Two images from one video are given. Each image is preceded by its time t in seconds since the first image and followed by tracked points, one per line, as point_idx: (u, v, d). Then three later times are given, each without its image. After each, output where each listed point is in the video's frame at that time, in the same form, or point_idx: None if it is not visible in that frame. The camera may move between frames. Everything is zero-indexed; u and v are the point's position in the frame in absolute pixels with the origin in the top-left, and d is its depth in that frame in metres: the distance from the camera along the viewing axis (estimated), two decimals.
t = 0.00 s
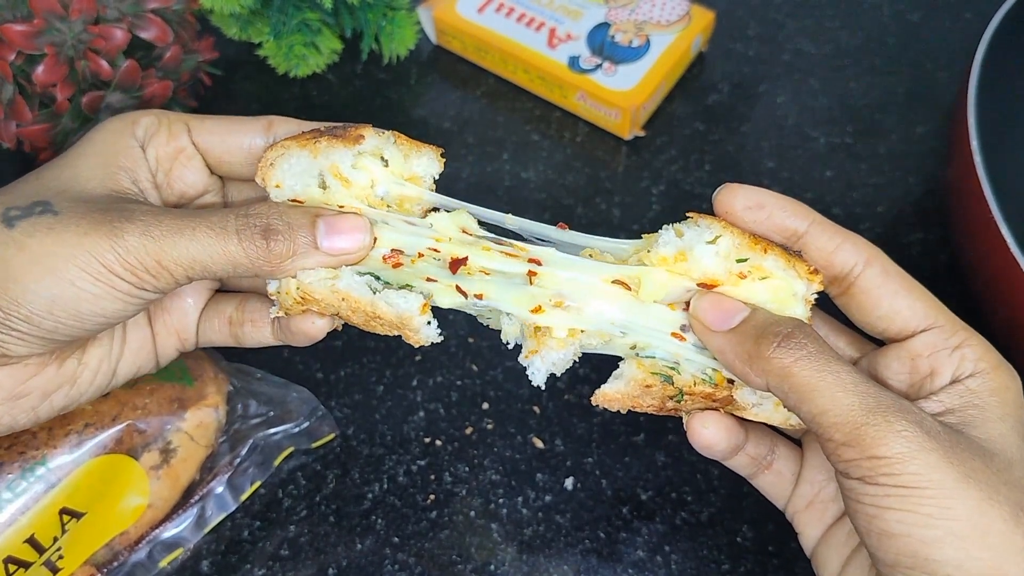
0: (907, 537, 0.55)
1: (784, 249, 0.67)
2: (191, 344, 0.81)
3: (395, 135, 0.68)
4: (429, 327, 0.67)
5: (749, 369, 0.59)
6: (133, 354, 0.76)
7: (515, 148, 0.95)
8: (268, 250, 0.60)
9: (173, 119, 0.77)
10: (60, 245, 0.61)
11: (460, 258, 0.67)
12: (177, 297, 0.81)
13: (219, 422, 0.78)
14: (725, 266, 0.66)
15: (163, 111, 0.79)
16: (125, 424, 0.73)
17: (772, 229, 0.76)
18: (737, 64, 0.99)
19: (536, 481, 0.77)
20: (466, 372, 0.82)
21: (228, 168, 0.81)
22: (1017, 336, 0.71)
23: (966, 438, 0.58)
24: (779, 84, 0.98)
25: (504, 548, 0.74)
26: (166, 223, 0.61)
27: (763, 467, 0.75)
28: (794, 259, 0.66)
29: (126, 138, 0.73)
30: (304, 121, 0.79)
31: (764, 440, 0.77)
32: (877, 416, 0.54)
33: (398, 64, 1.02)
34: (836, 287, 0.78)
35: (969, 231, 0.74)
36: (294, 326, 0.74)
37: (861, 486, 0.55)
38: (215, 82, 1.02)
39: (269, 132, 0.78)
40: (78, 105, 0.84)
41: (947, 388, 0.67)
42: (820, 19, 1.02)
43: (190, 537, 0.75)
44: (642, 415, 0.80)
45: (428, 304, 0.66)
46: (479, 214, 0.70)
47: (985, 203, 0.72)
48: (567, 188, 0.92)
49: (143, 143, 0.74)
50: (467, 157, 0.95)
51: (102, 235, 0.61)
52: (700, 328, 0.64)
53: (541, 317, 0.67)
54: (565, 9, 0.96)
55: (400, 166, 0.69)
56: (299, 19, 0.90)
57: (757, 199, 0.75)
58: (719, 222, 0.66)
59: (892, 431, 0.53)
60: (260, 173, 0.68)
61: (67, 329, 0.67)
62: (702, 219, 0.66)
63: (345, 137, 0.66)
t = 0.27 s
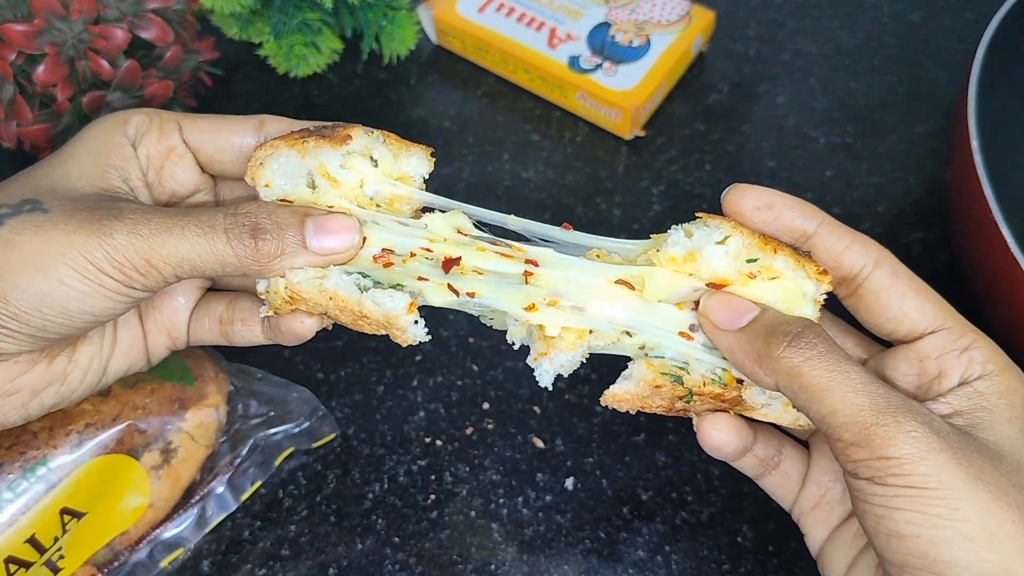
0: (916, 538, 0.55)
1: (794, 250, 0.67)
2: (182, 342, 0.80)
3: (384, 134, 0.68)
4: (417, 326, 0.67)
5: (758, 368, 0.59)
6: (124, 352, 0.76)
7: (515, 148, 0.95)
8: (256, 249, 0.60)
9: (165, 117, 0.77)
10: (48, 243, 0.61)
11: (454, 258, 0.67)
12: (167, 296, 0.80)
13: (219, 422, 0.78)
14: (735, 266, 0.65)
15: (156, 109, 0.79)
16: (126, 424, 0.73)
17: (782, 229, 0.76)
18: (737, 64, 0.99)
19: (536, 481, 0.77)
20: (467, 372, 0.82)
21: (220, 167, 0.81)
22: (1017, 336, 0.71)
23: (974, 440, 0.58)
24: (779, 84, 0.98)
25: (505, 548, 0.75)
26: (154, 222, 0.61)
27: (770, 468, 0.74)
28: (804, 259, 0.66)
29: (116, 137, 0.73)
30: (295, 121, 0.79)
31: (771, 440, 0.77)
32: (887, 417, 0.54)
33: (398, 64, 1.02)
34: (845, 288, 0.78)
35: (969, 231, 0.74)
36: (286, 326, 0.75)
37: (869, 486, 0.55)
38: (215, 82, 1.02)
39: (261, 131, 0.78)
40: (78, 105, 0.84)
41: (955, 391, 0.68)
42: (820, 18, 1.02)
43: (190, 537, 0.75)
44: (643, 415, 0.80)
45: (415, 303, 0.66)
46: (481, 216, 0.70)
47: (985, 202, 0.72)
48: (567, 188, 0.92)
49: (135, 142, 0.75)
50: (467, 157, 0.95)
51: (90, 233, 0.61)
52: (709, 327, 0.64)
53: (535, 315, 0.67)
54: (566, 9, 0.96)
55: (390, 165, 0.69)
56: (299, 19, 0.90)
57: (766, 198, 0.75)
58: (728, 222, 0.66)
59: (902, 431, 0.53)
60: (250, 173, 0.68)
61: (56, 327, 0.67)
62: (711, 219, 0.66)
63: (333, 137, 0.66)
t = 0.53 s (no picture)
0: (928, 541, 0.54)
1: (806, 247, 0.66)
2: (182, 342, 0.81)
3: (382, 133, 0.68)
4: (416, 326, 0.67)
5: (771, 365, 0.59)
6: (123, 351, 0.76)
7: (515, 148, 0.95)
8: (253, 249, 0.60)
9: (165, 114, 0.77)
10: (42, 242, 0.61)
11: (455, 258, 0.67)
12: (168, 296, 0.81)
13: (219, 423, 0.78)
14: (748, 263, 0.64)
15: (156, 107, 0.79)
16: (126, 424, 0.73)
17: (792, 228, 0.75)
18: (737, 64, 0.99)
19: (536, 481, 0.77)
20: (467, 372, 0.82)
21: (220, 165, 0.81)
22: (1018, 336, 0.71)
23: (987, 443, 0.58)
24: (779, 84, 0.98)
25: (505, 548, 0.74)
26: (151, 221, 0.61)
27: (775, 470, 0.74)
28: (817, 256, 0.65)
29: (115, 134, 0.73)
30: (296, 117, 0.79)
31: (774, 441, 0.76)
32: (900, 417, 0.54)
33: (398, 64, 1.02)
34: (854, 288, 0.76)
35: (969, 231, 0.74)
36: (283, 325, 0.75)
37: (881, 488, 0.55)
38: (215, 82, 1.02)
39: (260, 128, 0.77)
40: (78, 105, 0.84)
41: (963, 393, 0.68)
42: (820, 19, 1.02)
43: (190, 538, 0.75)
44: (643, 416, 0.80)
45: (412, 303, 0.66)
46: (486, 216, 0.70)
47: (985, 202, 0.72)
48: (567, 189, 0.92)
49: (133, 140, 0.74)
50: (467, 157, 0.95)
51: (86, 232, 0.61)
52: (721, 322, 0.64)
53: (538, 315, 0.67)
54: (565, 10, 0.96)
55: (389, 163, 0.69)
56: (299, 19, 0.90)
57: (776, 196, 0.73)
58: (740, 219, 0.65)
59: (914, 433, 0.53)
60: (247, 172, 0.68)
61: (53, 328, 0.67)
62: (721, 216, 0.65)
63: (329, 136, 0.66)
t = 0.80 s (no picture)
0: (940, 541, 0.55)
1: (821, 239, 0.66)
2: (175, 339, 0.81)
3: (373, 125, 0.68)
4: (406, 324, 0.67)
5: (785, 359, 0.58)
6: (115, 348, 0.76)
7: (515, 148, 0.95)
8: (242, 244, 0.60)
9: (156, 108, 0.77)
10: (29, 239, 0.61)
11: (452, 253, 0.67)
12: (160, 292, 0.81)
13: (219, 422, 0.78)
14: (764, 254, 0.65)
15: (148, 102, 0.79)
16: (125, 425, 0.73)
17: (804, 222, 0.75)
18: (737, 65, 0.99)
19: (536, 482, 0.77)
20: (467, 373, 0.82)
21: (213, 160, 0.81)
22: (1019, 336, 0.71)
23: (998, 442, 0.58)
24: (779, 84, 0.98)
25: (505, 549, 0.75)
26: (138, 216, 0.61)
27: (781, 466, 0.74)
28: (831, 248, 0.65)
29: (105, 129, 0.74)
30: (286, 112, 0.79)
31: (782, 437, 0.76)
32: (914, 416, 0.54)
33: (398, 64, 1.02)
34: (864, 283, 0.77)
35: (969, 231, 0.75)
36: (274, 323, 0.75)
37: (892, 487, 0.55)
38: (215, 82, 1.02)
39: (252, 122, 0.78)
40: (78, 105, 0.84)
41: (975, 391, 0.69)
42: (820, 19, 1.02)
43: (190, 538, 0.75)
44: (643, 416, 0.80)
45: (401, 300, 0.66)
46: (493, 212, 0.70)
47: (985, 202, 0.72)
48: (568, 189, 0.92)
49: (124, 135, 0.75)
50: (467, 157, 0.95)
51: (72, 228, 0.61)
52: (735, 314, 0.63)
53: (535, 309, 0.66)
54: (566, 10, 0.96)
55: (382, 156, 0.69)
56: (299, 19, 0.90)
57: (786, 190, 0.75)
58: (754, 212, 0.66)
59: (928, 432, 0.53)
60: (238, 166, 0.68)
61: (39, 324, 0.67)
62: (735, 210, 0.66)
63: (316, 129, 0.66)
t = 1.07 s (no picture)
0: (944, 531, 0.55)
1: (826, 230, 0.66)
2: (174, 334, 0.81)
3: (371, 119, 0.68)
4: (403, 317, 0.66)
5: (791, 349, 0.58)
6: (114, 342, 0.77)
7: (515, 148, 0.95)
8: (239, 237, 0.60)
9: (155, 103, 0.77)
10: (27, 233, 0.61)
11: (451, 246, 0.67)
12: (160, 287, 0.81)
13: (218, 421, 0.78)
14: (770, 246, 0.64)
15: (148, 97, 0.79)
16: (125, 423, 0.72)
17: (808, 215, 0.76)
18: (737, 64, 0.99)
19: (536, 480, 0.77)
20: (467, 371, 0.82)
21: (212, 155, 0.81)
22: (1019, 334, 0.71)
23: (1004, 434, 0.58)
24: (779, 84, 0.98)
25: (505, 547, 0.74)
26: (135, 210, 0.61)
27: (784, 459, 0.75)
28: (836, 238, 0.65)
29: (105, 124, 0.74)
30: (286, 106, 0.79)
31: (785, 431, 0.77)
32: (918, 406, 0.54)
33: (398, 64, 1.02)
34: (867, 277, 0.77)
35: (968, 230, 0.74)
36: (270, 315, 0.74)
37: (897, 477, 0.55)
38: (215, 81, 1.02)
39: (251, 116, 0.78)
40: (78, 104, 0.84)
41: (978, 384, 0.69)
42: (820, 18, 1.02)
43: (190, 537, 0.75)
44: (643, 415, 0.79)
45: (398, 292, 0.65)
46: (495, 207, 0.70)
47: (985, 201, 0.71)
48: (568, 188, 0.92)
49: (123, 130, 0.75)
50: (467, 156, 0.95)
51: (70, 222, 0.61)
52: (740, 305, 0.63)
53: (535, 301, 0.67)
54: (565, 9, 0.96)
55: (379, 150, 0.69)
56: (299, 18, 0.90)
57: (791, 183, 0.75)
58: (758, 204, 0.66)
59: (932, 423, 0.53)
60: (235, 159, 0.67)
61: (36, 319, 0.67)
62: (739, 201, 0.66)
63: (314, 120, 0.66)
